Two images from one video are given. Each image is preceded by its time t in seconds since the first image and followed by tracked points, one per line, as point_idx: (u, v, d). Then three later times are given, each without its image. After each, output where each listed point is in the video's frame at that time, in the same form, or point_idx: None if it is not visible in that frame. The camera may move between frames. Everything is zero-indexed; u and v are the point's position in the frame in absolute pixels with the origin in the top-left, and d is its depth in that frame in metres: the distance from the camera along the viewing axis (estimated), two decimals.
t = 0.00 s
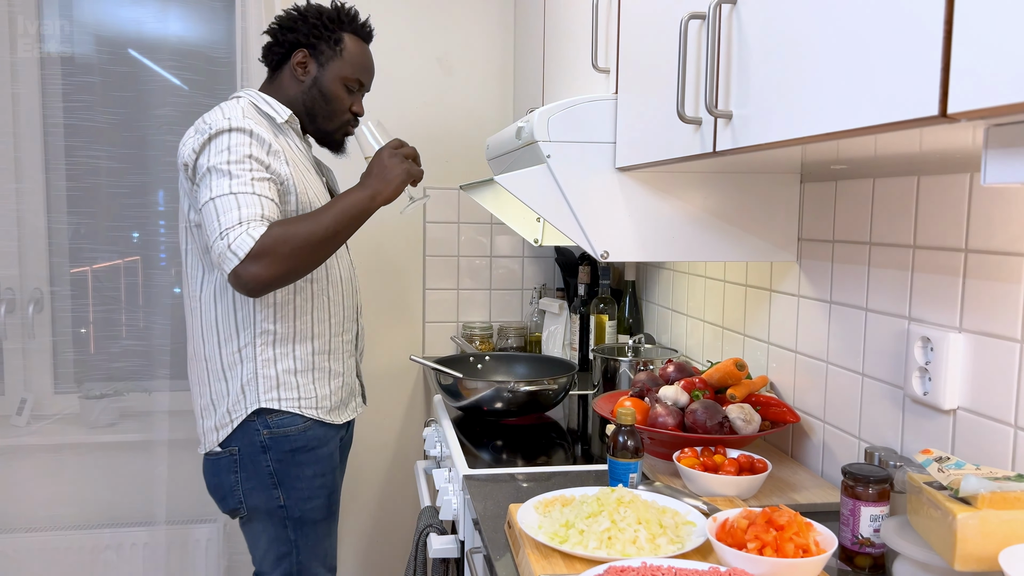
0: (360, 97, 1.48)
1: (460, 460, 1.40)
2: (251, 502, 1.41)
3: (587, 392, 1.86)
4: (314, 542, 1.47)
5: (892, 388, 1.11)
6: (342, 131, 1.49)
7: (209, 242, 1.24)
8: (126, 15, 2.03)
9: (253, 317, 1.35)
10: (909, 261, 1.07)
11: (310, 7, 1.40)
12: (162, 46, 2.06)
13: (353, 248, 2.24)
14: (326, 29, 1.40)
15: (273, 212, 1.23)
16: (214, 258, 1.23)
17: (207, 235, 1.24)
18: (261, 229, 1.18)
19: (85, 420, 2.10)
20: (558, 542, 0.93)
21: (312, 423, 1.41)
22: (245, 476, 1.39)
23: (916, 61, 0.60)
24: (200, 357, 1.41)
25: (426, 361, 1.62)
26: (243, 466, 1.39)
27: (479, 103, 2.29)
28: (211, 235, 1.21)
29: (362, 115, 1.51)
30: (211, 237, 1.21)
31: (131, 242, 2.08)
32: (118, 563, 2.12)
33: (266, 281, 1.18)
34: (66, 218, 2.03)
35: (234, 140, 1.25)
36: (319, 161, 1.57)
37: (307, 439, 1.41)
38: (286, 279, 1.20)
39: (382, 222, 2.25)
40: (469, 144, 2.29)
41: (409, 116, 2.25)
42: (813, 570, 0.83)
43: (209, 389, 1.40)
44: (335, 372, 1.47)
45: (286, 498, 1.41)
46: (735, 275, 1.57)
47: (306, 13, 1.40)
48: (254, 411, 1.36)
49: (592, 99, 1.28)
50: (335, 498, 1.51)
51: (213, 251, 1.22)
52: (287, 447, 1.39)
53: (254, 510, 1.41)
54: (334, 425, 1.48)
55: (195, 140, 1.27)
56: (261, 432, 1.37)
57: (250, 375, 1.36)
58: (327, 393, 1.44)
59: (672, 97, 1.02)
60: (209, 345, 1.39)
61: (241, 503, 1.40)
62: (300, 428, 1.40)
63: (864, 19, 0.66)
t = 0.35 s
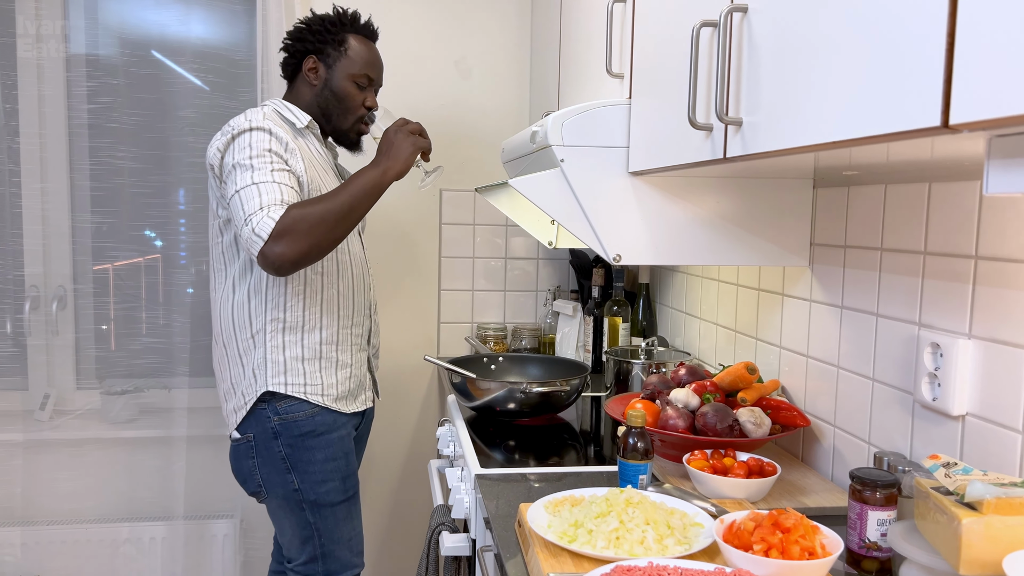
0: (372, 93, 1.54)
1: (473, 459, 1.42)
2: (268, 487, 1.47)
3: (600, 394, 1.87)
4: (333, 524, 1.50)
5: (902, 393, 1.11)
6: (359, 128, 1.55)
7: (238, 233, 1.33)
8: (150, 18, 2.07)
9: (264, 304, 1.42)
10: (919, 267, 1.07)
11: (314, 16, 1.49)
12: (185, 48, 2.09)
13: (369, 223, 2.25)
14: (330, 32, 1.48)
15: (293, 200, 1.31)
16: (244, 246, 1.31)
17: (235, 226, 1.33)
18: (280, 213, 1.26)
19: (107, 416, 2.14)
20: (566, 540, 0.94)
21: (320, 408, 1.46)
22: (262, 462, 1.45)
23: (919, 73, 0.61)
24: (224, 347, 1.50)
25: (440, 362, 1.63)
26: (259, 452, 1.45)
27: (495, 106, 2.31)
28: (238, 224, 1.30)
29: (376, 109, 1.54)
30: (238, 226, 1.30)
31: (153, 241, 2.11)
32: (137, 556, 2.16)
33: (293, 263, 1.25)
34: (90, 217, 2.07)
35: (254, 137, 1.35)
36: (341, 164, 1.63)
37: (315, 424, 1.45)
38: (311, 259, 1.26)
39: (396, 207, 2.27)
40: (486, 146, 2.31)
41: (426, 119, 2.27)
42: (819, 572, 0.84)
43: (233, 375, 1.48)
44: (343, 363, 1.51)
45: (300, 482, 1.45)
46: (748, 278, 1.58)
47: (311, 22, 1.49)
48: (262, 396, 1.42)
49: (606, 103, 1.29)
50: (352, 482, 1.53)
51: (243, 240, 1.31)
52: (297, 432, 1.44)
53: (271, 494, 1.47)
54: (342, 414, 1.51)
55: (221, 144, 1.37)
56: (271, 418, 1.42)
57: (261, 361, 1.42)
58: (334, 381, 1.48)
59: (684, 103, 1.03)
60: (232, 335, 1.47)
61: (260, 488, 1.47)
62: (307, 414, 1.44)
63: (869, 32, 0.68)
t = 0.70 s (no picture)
0: (381, 93, 1.56)
1: (483, 462, 1.43)
2: (277, 482, 1.49)
3: (610, 397, 1.88)
4: (338, 521, 1.51)
5: (911, 399, 1.11)
6: (369, 130, 1.57)
7: (257, 229, 1.37)
8: (169, 22, 2.10)
9: (279, 300, 1.45)
10: (928, 274, 1.08)
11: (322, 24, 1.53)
12: (202, 52, 2.12)
13: (380, 206, 2.25)
14: (335, 38, 1.51)
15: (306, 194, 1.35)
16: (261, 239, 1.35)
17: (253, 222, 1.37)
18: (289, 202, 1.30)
19: (123, 415, 2.17)
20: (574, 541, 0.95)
21: (333, 404, 1.48)
22: (272, 455, 1.47)
23: (922, 85, 0.63)
24: (243, 344, 1.53)
25: (451, 364, 1.65)
26: (270, 445, 1.47)
27: (508, 110, 2.32)
28: (254, 218, 1.34)
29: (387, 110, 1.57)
30: (255, 220, 1.34)
31: (169, 243, 2.14)
32: (151, 554, 2.19)
33: (306, 248, 1.28)
34: (108, 219, 2.10)
35: (269, 137, 1.39)
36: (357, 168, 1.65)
37: (325, 420, 1.47)
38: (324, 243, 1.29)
39: (409, 205, 2.28)
40: (499, 150, 2.33)
41: (439, 123, 2.29)
42: None
43: (249, 370, 1.51)
44: (358, 357, 1.53)
45: (307, 476, 1.47)
46: (759, 283, 1.58)
47: (317, 31, 1.52)
48: (274, 390, 1.45)
49: (617, 109, 1.31)
50: (359, 479, 1.54)
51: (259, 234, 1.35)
52: (307, 427, 1.45)
53: (280, 488, 1.49)
54: (355, 408, 1.53)
55: (241, 147, 1.43)
56: (284, 412, 1.45)
57: (277, 354, 1.45)
58: (348, 374, 1.50)
59: (694, 111, 1.04)
60: (249, 330, 1.51)
61: (269, 481, 1.49)
62: (319, 410, 1.46)
63: (873, 44, 0.69)
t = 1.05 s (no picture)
0: (386, 95, 1.58)
1: (490, 463, 1.45)
2: (289, 479, 1.50)
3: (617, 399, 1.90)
4: (347, 519, 1.52)
5: (915, 402, 1.12)
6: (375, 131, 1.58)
7: (268, 226, 1.40)
8: (180, 26, 2.12)
9: (293, 299, 1.47)
10: (932, 277, 1.09)
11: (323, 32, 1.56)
12: (213, 56, 2.14)
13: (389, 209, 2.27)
14: (337, 45, 1.54)
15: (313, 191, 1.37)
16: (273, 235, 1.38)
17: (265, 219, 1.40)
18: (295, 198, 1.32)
19: (134, 415, 2.19)
20: (580, 539, 0.97)
21: (344, 402, 1.49)
22: (284, 452, 1.49)
23: (922, 93, 0.64)
24: (257, 343, 1.56)
25: (459, 365, 1.66)
26: (282, 442, 1.49)
27: (516, 113, 2.34)
28: (265, 215, 1.37)
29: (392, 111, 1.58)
30: (266, 218, 1.37)
31: (180, 245, 2.16)
32: (161, 553, 2.21)
33: (315, 241, 1.29)
34: (119, 221, 2.12)
35: (277, 139, 1.42)
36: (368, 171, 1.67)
37: (336, 418, 1.49)
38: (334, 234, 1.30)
39: (418, 207, 2.30)
40: (507, 153, 2.34)
41: (447, 126, 2.31)
42: None
43: (263, 369, 1.53)
44: (370, 354, 1.54)
45: (318, 473, 1.49)
46: (765, 286, 1.59)
47: (320, 39, 1.55)
48: (287, 387, 1.47)
49: (624, 114, 1.32)
50: (369, 478, 1.56)
51: (270, 230, 1.38)
52: (318, 424, 1.47)
53: (292, 485, 1.51)
54: (366, 405, 1.55)
55: (250, 150, 1.46)
56: (296, 409, 1.47)
57: (290, 352, 1.47)
58: (359, 370, 1.52)
59: (700, 117, 1.06)
60: (263, 329, 1.53)
61: (281, 478, 1.51)
62: (330, 408, 1.48)
63: (875, 52, 0.70)
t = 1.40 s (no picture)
0: (393, 99, 1.59)
1: (494, 463, 1.46)
2: (298, 478, 1.52)
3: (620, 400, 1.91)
4: (355, 517, 1.54)
5: (915, 402, 1.14)
6: (383, 134, 1.60)
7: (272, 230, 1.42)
8: (187, 30, 2.14)
9: (303, 299, 1.49)
10: (931, 279, 1.10)
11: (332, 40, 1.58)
12: (220, 60, 2.16)
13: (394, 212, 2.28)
14: (344, 51, 1.56)
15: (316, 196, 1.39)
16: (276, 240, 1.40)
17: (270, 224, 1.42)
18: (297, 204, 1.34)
19: (141, 416, 2.21)
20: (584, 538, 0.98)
21: (354, 402, 1.51)
22: (293, 451, 1.51)
23: (919, 99, 0.65)
24: (267, 344, 1.58)
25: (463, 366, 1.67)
26: (291, 441, 1.51)
27: (520, 116, 2.35)
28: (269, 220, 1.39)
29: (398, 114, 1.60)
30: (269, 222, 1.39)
31: (186, 247, 2.18)
32: (167, 553, 2.23)
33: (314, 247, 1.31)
34: (126, 224, 2.14)
35: (283, 145, 1.44)
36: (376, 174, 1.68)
37: (346, 417, 1.50)
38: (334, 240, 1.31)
39: (423, 209, 2.32)
40: (511, 156, 2.36)
41: (452, 129, 2.32)
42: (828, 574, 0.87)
43: (273, 369, 1.55)
44: (379, 354, 1.56)
45: (327, 472, 1.50)
46: (767, 287, 1.61)
47: (328, 46, 1.58)
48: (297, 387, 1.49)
49: (626, 117, 1.34)
50: (377, 477, 1.58)
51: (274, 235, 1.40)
52: (328, 424, 1.49)
53: (301, 484, 1.52)
54: (375, 405, 1.56)
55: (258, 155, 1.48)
56: (305, 409, 1.48)
57: (300, 352, 1.49)
58: (370, 370, 1.53)
59: (702, 121, 1.07)
60: (273, 330, 1.55)
61: (290, 477, 1.52)
62: (339, 407, 1.49)
63: (875, 60, 0.71)
